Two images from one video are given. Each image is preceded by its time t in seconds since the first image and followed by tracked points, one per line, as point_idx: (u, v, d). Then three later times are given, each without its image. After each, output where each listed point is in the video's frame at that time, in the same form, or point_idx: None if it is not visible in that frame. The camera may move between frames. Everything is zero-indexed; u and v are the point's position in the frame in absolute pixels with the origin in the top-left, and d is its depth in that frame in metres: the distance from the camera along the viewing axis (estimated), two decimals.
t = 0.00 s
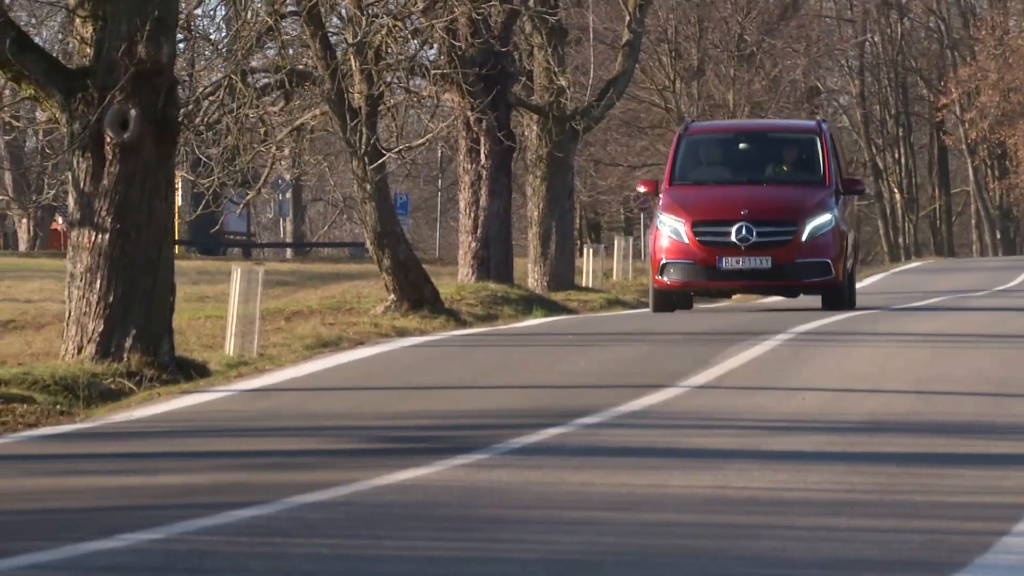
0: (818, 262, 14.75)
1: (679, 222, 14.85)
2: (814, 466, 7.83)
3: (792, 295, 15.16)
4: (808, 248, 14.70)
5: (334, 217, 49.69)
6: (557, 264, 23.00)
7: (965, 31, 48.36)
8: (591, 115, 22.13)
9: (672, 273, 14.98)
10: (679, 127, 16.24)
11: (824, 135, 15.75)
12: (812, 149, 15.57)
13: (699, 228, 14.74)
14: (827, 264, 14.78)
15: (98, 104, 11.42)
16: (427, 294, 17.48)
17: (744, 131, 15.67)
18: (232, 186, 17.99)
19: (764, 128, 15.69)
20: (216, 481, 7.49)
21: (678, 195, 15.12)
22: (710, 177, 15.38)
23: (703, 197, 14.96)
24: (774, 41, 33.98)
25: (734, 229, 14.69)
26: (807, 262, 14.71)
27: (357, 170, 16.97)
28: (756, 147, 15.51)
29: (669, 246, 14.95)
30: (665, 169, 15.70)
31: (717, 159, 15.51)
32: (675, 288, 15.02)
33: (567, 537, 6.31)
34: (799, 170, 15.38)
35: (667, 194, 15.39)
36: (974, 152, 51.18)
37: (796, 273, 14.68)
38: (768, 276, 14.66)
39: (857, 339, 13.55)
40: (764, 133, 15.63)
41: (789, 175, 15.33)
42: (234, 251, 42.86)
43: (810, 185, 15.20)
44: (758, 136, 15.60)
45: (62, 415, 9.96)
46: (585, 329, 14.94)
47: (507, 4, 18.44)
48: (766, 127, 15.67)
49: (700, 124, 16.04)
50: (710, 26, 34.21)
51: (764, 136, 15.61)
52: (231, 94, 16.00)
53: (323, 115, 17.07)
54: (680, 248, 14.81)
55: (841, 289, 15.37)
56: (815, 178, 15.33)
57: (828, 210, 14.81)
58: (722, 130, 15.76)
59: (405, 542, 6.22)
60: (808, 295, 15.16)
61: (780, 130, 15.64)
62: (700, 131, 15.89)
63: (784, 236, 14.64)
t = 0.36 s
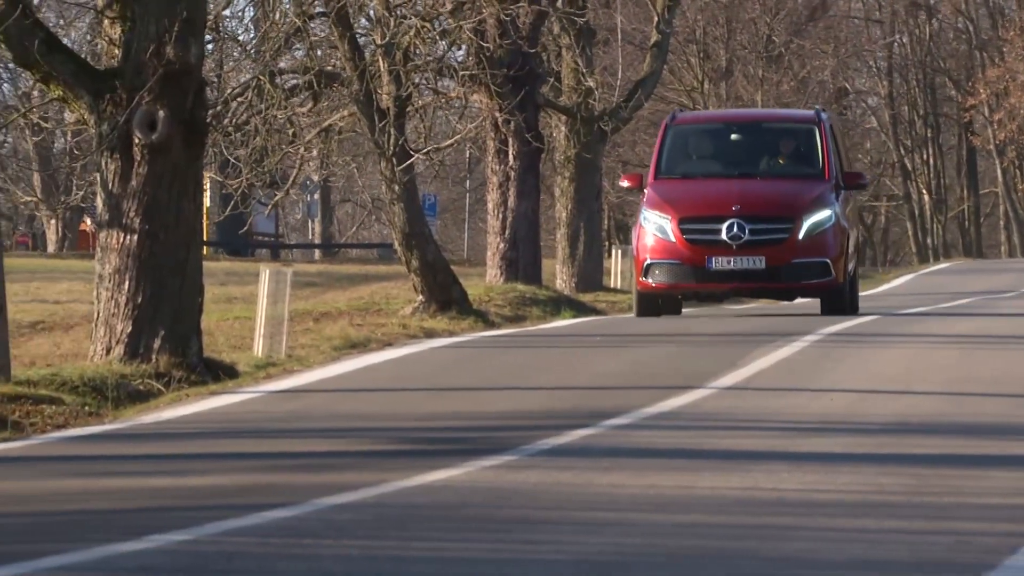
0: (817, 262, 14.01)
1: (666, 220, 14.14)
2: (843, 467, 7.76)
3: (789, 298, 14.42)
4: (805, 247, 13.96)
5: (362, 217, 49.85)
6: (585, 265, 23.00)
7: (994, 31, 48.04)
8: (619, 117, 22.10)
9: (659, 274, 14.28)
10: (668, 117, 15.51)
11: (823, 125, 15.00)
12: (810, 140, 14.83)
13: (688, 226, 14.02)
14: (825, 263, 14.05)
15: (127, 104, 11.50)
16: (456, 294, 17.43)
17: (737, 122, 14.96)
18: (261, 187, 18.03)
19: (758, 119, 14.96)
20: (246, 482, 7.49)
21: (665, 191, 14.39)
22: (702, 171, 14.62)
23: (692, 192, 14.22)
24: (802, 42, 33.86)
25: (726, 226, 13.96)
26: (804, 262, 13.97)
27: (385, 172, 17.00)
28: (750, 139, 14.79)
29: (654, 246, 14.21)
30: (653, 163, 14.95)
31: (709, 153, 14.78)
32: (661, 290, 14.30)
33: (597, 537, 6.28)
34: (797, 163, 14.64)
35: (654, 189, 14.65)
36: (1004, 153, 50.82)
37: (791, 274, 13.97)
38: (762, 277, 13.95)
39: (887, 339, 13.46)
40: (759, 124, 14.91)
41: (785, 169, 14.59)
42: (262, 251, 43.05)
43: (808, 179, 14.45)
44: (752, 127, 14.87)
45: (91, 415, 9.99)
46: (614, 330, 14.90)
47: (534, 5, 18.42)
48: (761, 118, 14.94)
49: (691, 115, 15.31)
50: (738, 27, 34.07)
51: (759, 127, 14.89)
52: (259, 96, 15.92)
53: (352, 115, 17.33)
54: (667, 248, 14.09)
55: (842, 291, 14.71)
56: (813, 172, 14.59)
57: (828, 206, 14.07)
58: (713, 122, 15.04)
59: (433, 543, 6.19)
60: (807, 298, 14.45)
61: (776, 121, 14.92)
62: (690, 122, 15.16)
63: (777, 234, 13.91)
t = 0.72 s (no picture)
0: (815, 268, 12.76)
1: (649, 221, 12.86)
2: (877, 468, 7.68)
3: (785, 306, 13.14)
4: (803, 251, 12.70)
5: (396, 218, 50.09)
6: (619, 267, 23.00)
7: None
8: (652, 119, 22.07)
9: (641, 281, 13.00)
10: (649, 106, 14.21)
11: (822, 114, 13.77)
12: (808, 132, 13.60)
13: (672, 229, 12.75)
14: (824, 268, 12.79)
15: (161, 106, 11.55)
16: (490, 295, 17.42)
17: (727, 111, 13.68)
18: (296, 188, 18.11)
19: (751, 108, 13.70)
20: (280, 483, 7.49)
21: (649, 190, 13.10)
22: (691, 166, 13.37)
23: (677, 190, 12.95)
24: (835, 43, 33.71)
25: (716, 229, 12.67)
26: (801, 267, 12.71)
27: (419, 173, 17.02)
28: (741, 130, 13.53)
29: (635, 250, 12.95)
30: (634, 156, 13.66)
31: (698, 147, 13.52)
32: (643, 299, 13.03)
33: (629, 539, 6.23)
34: (793, 157, 13.42)
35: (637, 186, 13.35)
36: None
37: (787, 281, 12.70)
38: (755, 284, 12.69)
39: (922, 340, 13.34)
40: (751, 114, 13.64)
41: (781, 163, 13.36)
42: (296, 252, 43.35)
43: (807, 174, 13.24)
44: (743, 117, 13.61)
45: (126, 416, 10.05)
46: (648, 331, 14.84)
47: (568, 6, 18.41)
48: (752, 106, 13.68)
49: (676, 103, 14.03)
50: (772, 29, 33.96)
51: (752, 117, 13.63)
52: (293, 97, 15.97)
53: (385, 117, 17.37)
54: (649, 252, 12.83)
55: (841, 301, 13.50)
56: (812, 167, 13.36)
57: (827, 205, 12.83)
58: (699, 112, 13.77)
59: (466, 544, 6.17)
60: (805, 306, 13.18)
61: (769, 110, 13.67)
62: (675, 111, 13.89)
63: (772, 236, 12.64)
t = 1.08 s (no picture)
0: (813, 272, 11.87)
1: (629, 219, 11.99)
2: (924, 467, 7.57)
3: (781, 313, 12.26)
4: (798, 252, 11.83)
5: (439, 217, 50.16)
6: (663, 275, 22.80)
7: None
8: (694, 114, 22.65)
9: (620, 285, 12.14)
10: (635, 90, 13.31)
11: (823, 101, 12.88)
12: (807, 120, 12.71)
13: (655, 228, 11.87)
14: (822, 271, 11.89)
15: (204, 105, 11.59)
16: (534, 294, 17.40)
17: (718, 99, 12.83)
18: (339, 188, 18.13)
19: (743, 95, 12.83)
20: (324, 482, 7.47)
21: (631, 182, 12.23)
22: (680, 158, 12.50)
23: (662, 184, 12.08)
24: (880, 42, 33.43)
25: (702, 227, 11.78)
26: (796, 271, 11.85)
27: (462, 173, 17.01)
28: (733, 119, 12.66)
29: (614, 251, 12.05)
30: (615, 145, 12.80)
31: (687, 137, 12.65)
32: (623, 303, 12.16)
33: (674, 538, 6.17)
34: (790, 148, 12.53)
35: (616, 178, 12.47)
36: None
37: (780, 285, 11.84)
38: (746, 288, 11.83)
39: (967, 340, 13.15)
40: (744, 101, 12.76)
41: (777, 155, 12.48)
42: (339, 252, 43.44)
43: (805, 167, 12.36)
44: (735, 105, 12.74)
45: (169, 416, 10.05)
46: (691, 330, 14.72)
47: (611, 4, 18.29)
48: (746, 94, 12.82)
49: (663, 89, 13.17)
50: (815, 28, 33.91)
51: (745, 104, 12.74)
52: (337, 95, 16.05)
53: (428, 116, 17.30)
54: (631, 253, 11.97)
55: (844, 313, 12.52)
56: (810, 159, 12.46)
57: (825, 203, 11.96)
58: (687, 99, 12.90)
59: (511, 543, 6.12)
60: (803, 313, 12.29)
61: (764, 98, 12.79)
62: (662, 96, 13.03)
63: (765, 236, 11.77)
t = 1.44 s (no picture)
0: (811, 285, 10.68)
1: (607, 223, 10.77)
2: (981, 467, 7.45)
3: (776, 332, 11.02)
4: (796, 264, 10.62)
5: (493, 217, 50.14)
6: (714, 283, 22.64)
7: None
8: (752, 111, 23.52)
9: (595, 298, 10.92)
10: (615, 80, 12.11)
11: (825, 92, 11.70)
12: (808, 113, 11.53)
13: (635, 234, 10.66)
14: (821, 285, 10.70)
15: (258, 104, 11.62)
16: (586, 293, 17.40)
17: (710, 88, 11.63)
18: (392, 186, 18.14)
19: (737, 85, 11.65)
20: (377, 481, 7.45)
21: (609, 182, 11.02)
22: (670, 154, 11.31)
23: (644, 185, 10.88)
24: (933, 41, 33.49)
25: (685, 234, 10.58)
26: (793, 284, 10.64)
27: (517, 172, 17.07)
28: (725, 110, 11.47)
29: (591, 261, 10.83)
30: (594, 139, 11.58)
31: (677, 130, 11.46)
32: (599, 319, 10.92)
33: (728, 537, 6.09)
34: (788, 144, 11.35)
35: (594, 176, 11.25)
36: None
37: (775, 300, 10.63)
38: (737, 303, 10.64)
39: None
40: (738, 91, 11.58)
41: (774, 151, 11.30)
42: (392, 252, 43.50)
43: (807, 164, 11.20)
44: (728, 95, 11.56)
45: (224, 415, 10.07)
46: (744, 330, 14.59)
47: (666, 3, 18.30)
48: (740, 83, 11.64)
49: (648, 75, 11.97)
50: (870, 26, 33.76)
51: (738, 95, 11.57)
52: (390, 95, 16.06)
53: (482, 116, 17.65)
54: (609, 263, 10.76)
55: (852, 336, 11.32)
56: (811, 158, 11.29)
57: (825, 209, 10.77)
58: (674, 87, 11.70)
59: (564, 543, 6.07)
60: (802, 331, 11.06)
61: (759, 88, 11.62)
62: (646, 84, 11.82)
63: (759, 245, 10.56)
